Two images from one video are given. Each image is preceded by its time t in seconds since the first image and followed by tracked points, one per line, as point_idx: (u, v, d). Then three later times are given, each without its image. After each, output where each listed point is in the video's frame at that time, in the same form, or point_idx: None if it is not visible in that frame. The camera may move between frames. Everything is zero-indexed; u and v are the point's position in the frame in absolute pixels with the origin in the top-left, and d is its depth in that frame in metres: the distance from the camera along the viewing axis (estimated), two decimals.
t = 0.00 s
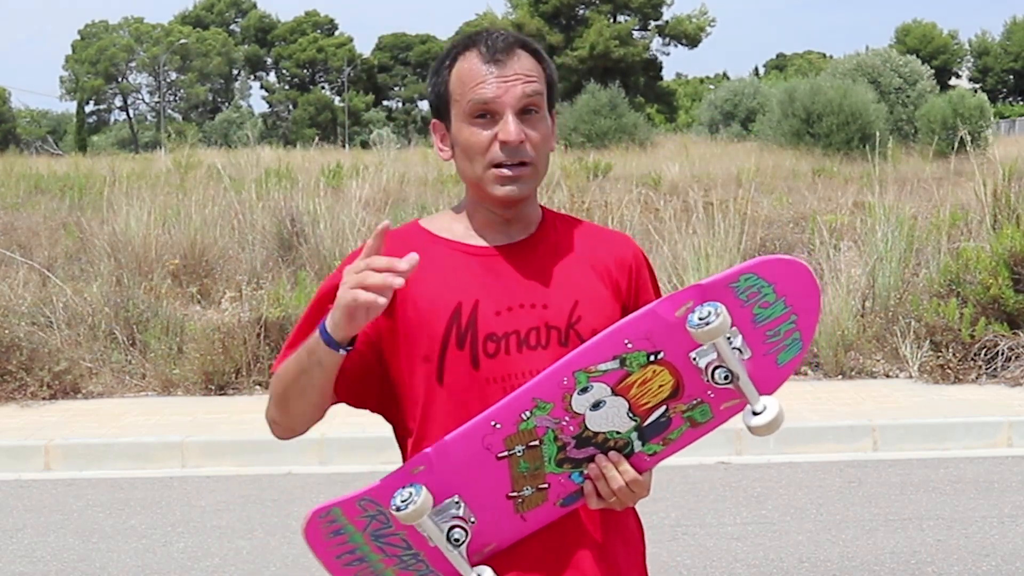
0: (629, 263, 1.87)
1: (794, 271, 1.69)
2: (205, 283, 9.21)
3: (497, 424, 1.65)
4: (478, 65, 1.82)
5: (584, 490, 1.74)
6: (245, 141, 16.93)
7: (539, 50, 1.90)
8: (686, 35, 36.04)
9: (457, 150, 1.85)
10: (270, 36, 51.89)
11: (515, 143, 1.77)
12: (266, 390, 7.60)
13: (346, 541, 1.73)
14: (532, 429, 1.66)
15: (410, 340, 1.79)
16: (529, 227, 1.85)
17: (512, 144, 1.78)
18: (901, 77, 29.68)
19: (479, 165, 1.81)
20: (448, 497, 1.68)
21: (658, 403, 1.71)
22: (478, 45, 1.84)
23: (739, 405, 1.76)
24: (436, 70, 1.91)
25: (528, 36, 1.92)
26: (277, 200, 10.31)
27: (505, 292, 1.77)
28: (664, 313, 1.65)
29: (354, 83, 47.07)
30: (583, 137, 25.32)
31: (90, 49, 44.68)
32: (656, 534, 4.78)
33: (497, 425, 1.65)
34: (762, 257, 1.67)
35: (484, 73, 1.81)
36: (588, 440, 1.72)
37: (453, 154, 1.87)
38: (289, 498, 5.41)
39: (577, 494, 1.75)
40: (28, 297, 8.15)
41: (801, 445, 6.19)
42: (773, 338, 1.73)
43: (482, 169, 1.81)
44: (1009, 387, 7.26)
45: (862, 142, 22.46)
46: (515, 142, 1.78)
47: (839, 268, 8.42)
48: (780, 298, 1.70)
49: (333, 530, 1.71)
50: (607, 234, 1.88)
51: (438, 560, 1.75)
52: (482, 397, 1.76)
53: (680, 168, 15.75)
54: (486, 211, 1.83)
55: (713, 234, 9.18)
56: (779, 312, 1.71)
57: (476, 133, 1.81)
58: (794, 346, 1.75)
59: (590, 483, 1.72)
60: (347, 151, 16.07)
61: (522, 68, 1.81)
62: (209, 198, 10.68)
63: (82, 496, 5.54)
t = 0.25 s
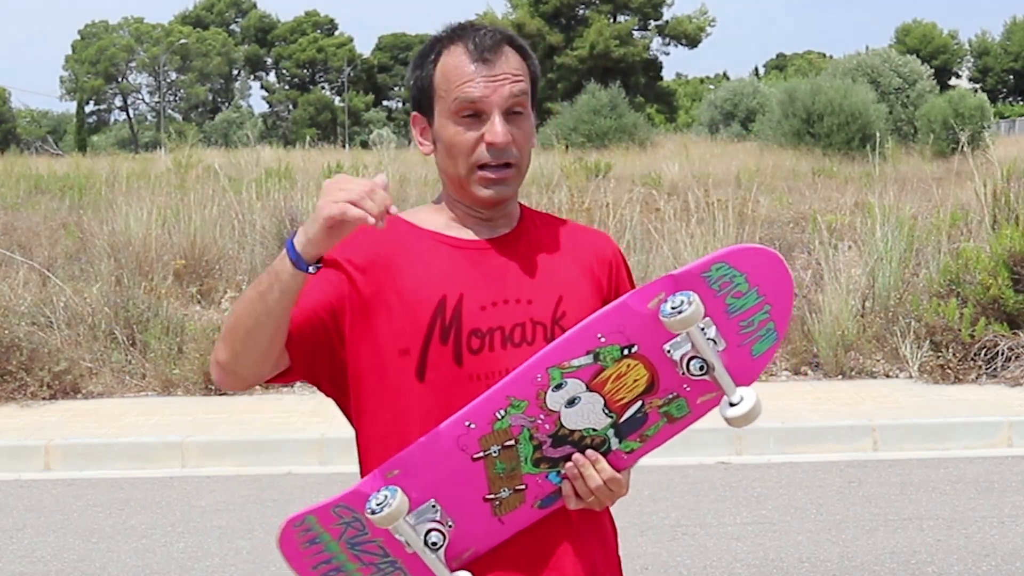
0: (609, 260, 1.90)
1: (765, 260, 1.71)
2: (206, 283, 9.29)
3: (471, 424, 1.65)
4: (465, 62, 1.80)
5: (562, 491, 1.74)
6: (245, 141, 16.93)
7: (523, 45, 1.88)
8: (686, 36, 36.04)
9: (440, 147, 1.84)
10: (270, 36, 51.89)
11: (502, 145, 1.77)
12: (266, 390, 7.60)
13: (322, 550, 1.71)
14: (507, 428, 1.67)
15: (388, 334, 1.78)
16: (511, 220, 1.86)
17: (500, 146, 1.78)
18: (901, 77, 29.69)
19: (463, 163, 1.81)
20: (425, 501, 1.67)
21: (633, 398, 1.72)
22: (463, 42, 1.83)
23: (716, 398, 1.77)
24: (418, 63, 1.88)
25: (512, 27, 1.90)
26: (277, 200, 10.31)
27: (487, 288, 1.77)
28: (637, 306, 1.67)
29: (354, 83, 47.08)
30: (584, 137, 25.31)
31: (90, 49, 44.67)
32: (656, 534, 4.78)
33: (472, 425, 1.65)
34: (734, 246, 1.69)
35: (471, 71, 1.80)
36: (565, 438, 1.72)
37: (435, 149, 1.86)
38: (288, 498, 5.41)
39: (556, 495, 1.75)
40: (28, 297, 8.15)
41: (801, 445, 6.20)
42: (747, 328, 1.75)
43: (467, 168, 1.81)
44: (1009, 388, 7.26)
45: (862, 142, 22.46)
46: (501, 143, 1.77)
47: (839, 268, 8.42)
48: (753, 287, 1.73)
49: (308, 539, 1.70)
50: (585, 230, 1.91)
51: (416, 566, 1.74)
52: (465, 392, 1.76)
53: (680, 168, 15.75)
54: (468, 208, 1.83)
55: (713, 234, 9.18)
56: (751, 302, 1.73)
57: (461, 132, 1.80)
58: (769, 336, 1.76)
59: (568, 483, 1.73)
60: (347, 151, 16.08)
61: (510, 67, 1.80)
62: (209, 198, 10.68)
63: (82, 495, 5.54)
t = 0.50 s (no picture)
0: (585, 272, 1.92)
1: (751, 271, 1.76)
2: (206, 284, 9.29)
3: (456, 426, 1.65)
4: (469, 75, 1.78)
5: (541, 499, 1.73)
6: (245, 140, 16.94)
7: (519, 54, 1.87)
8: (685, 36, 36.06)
9: (435, 158, 1.80)
10: (270, 36, 51.89)
11: (508, 163, 1.75)
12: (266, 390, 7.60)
13: (295, 554, 1.69)
14: (491, 431, 1.67)
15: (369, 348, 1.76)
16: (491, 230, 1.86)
17: (504, 163, 1.76)
18: (901, 77, 29.69)
19: (465, 180, 1.78)
20: (404, 504, 1.66)
21: (618, 406, 1.73)
22: (467, 52, 1.80)
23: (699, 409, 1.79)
24: (412, 69, 1.84)
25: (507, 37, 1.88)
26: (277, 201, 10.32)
27: (466, 296, 1.77)
28: (627, 312, 1.69)
29: (354, 83, 47.08)
30: (584, 137, 25.31)
31: (90, 49, 44.68)
32: (656, 534, 4.78)
33: (456, 428, 1.65)
34: (722, 256, 1.74)
35: (477, 84, 1.77)
36: (547, 445, 1.72)
37: (427, 160, 1.82)
38: (288, 498, 5.40)
39: (535, 504, 1.74)
40: (28, 297, 8.15)
41: (801, 445, 6.19)
42: (732, 339, 1.78)
43: (467, 183, 1.78)
44: (1009, 387, 7.26)
45: (862, 142, 22.47)
46: (507, 162, 1.76)
47: (838, 269, 8.42)
48: (740, 298, 1.77)
49: (282, 542, 1.68)
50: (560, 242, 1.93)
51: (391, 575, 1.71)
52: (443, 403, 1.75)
53: (680, 168, 15.75)
54: (454, 219, 1.82)
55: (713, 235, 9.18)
56: (737, 313, 1.77)
57: (463, 145, 1.77)
58: (752, 349, 1.80)
59: (548, 492, 1.72)
60: (347, 151, 16.08)
61: (515, 81, 1.79)
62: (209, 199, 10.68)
63: (82, 496, 5.53)
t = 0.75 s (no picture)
0: (557, 271, 1.95)
1: (736, 287, 1.78)
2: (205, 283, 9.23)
3: (444, 435, 1.65)
4: (431, 60, 1.78)
5: (522, 509, 1.75)
6: (245, 141, 16.94)
7: (494, 47, 1.88)
8: (685, 36, 36.07)
9: (401, 147, 1.80)
10: (270, 36, 51.90)
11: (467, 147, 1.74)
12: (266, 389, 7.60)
13: (274, 561, 1.67)
14: (478, 441, 1.67)
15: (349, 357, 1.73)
16: (465, 230, 1.84)
17: (464, 148, 1.75)
18: (900, 77, 29.70)
19: (427, 169, 1.77)
20: (388, 514, 1.66)
21: (602, 417, 1.75)
22: (431, 38, 1.81)
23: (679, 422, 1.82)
24: (381, 60, 1.85)
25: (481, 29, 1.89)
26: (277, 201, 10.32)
27: (446, 305, 1.76)
28: (617, 324, 1.71)
29: (354, 83, 47.08)
30: (584, 137, 25.31)
31: (90, 49, 44.67)
32: (656, 534, 4.78)
33: (444, 437, 1.65)
34: (708, 271, 1.76)
35: (437, 69, 1.78)
36: (531, 455, 1.73)
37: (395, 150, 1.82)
38: (288, 498, 5.40)
39: (515, 513, 1.76)
40: (29, 297, 8.15)
41: (801, 445, 6.19)
42: (716, 353, 1.81)
43: (430, 171, 1.77)
44: (1009, 387, 7.26)
45: (862, 142, 22.47)
46: (466, 146, 1.75)
47: (838, 268, 8.43)
48: (723, 313, 1.79)
49: (262, 549, 1.66)
50: (535, 244, 1.93)
51: None
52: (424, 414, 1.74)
53: (679, 168, 15.75)
54: (427, 214, 1.80)
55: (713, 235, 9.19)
56: (721, 327, 1.80)
57: (424, 132, 1.77)
58: (732, 363, 1.83)
59: (529, 502, 1.74)
60: (347, 151, 16.09)
61: (478, 65, 1.79)
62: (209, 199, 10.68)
63: (82, 496, 5.54)
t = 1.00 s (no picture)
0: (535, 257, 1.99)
1: (720, 285, 1.78)
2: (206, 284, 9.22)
3: (429, 445, 1.65)
4: (431, 76, 1.74)
5: (510, 508, 1.77)
6: (245, 140, 16.93)
7: (492, 59, 1.85)
8: (685, 36, 36.09)
9: (388, 153, 1.77)
10: (270, 36, 51.91)
11: (460, 172, 1.73)
12: (266, 389, 7.59)
13: (266, 570, 1.68)
14: (464, 448, 1.68)
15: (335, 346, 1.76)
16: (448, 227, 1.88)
17: (456, 172, 1.74)
18: (901, 77, 29.70)
19: (416, 182, 1.75)
20: (377, 522, 1.67)
21: (588, 418, 1.77)
22: (434, 51, 1.76)
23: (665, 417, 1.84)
24: (376, 60, 1.79)
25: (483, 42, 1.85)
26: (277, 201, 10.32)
27: (426, 305, 1.79)
28: (602, 328, 1.70)
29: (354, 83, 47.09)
30: (584, 138, 25.31)
31: (90, 49, 44.64)
32: (656, 534, 4.78)
33: (429, 447, 1.65)
34: (695, 271, 1.75)
35: (437, 86, 1.74)
36: (518, 457, 1.75)
37: (380, 153, 1.78)
38: (288, 498, 5.40)
39: (503, 512, 1.78)
40: (29, 297, 8.15)
41: (800, 445, 6.19)
42: (701, 349, 1.82)
43: (417, 184, 1.76)
44: (1009, 387, 7.26)
45: (863, 142, 22.48)
46: (458, 169, 1.74)
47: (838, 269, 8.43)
48: (710, 310, 1.79)
49: (253, 561, 1.67)
50: (511, 232, 1.97)
51: None
52: (408, 413, 1.75)
53: (679, 168, 15.75)
54: (407, 217, 1.81)
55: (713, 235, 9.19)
56: (706, 323, 1.80)
57: (417, 147, 1.74)
58: (717, 357, 1.85)
59: (517, 501, 1.76)
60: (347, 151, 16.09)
61: (479, 87, 1.76)
62: (209, 199, 10.68)
63: (82, 496, 5.54)
